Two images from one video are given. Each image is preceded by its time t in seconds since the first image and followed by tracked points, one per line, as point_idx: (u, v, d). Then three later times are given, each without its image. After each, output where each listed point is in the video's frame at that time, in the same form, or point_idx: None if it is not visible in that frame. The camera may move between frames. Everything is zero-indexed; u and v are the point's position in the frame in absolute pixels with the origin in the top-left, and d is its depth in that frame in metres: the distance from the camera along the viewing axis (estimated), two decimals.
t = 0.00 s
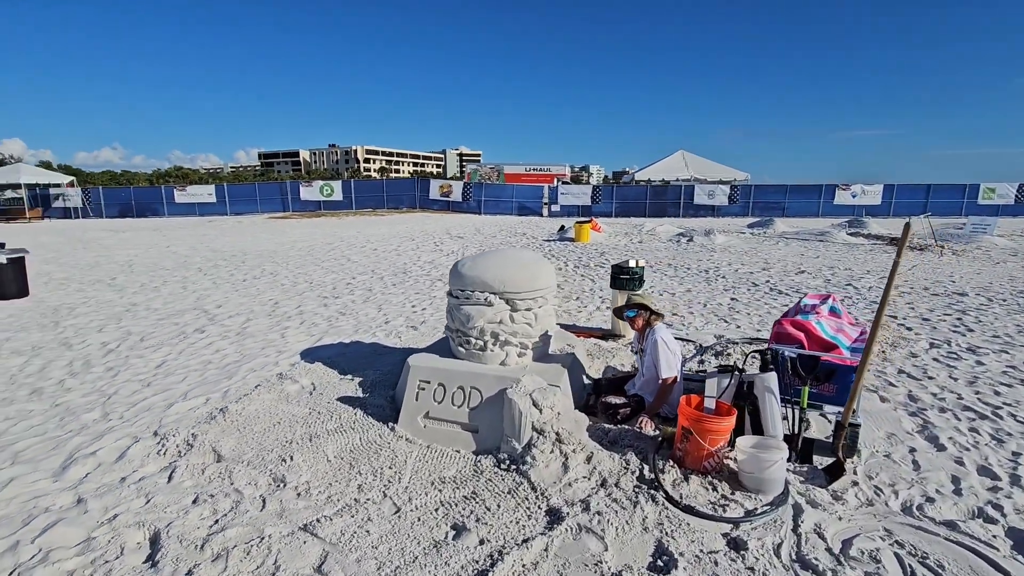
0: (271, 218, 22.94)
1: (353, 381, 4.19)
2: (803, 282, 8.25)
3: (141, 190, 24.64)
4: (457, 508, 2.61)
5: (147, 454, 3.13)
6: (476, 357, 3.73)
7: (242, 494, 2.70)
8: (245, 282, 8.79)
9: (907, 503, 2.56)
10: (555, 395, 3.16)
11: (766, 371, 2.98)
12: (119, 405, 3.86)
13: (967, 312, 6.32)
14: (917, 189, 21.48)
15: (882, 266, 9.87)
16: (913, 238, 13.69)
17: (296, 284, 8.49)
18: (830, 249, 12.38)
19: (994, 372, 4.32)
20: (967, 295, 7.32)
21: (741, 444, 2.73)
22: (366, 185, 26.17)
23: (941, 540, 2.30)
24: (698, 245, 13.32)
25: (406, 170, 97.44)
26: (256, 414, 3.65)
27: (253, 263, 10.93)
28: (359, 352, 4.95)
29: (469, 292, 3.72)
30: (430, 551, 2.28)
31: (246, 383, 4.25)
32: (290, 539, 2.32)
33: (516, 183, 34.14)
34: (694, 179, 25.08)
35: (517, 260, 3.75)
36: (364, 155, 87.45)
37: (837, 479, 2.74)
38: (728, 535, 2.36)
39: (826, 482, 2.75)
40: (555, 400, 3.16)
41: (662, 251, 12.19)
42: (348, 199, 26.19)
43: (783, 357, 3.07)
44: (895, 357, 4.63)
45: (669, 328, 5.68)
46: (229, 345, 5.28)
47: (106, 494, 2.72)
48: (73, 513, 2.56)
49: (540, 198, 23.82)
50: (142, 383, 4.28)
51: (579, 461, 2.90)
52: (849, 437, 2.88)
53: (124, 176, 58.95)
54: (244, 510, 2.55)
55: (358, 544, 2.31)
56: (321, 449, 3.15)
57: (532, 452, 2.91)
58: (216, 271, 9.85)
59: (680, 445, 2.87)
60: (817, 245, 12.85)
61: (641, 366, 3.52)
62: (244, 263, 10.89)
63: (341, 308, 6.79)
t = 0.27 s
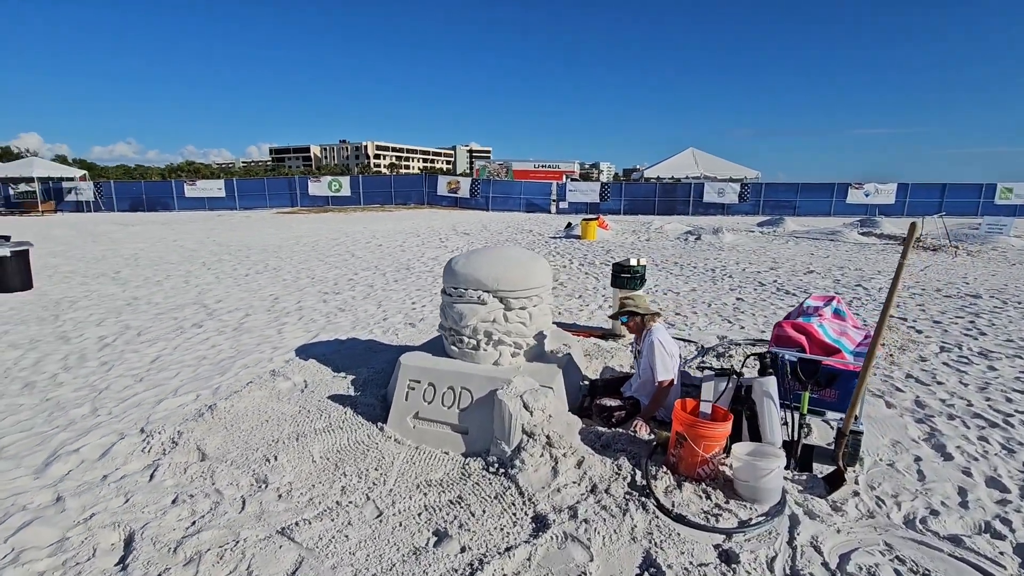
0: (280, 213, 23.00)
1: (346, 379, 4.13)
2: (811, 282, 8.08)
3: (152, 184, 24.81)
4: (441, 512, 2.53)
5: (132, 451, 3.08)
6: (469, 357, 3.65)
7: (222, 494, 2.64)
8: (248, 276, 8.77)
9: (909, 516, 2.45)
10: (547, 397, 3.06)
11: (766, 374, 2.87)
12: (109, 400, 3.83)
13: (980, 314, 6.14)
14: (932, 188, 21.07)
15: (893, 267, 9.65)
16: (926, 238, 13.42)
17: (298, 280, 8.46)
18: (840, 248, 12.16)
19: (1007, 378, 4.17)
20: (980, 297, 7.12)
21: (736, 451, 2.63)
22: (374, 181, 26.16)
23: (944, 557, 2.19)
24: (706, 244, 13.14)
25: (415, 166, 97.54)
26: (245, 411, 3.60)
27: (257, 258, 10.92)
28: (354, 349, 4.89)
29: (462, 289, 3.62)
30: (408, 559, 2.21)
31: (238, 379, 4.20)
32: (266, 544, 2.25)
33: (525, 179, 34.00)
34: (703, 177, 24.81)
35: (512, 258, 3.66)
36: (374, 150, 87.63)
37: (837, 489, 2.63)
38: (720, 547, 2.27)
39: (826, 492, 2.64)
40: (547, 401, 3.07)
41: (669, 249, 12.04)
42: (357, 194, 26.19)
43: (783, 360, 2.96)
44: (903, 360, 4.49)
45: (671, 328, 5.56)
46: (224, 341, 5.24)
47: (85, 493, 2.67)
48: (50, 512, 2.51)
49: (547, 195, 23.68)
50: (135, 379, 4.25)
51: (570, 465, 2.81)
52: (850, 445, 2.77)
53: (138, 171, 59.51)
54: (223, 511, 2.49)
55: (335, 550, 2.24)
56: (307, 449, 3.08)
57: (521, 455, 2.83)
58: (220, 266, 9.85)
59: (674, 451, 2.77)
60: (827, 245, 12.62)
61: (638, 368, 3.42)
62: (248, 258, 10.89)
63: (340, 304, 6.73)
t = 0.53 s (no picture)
0: (285, 208, 22.97)
1: (339, 379, 4.02)
2: (821, 282, 7.89)
3: (159, 178, 24.84)
4: (428, 522, 2.41)
5: (113, 453, 2.98)
6: (463, 358, 3.52)
7: (201, 500, 2.53)
8: (248, 271, 8.69)
9: (924, 534, 2.31)
10: (542, 401, 2.94)
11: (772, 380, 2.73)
12: (96, 398, 3.74)
13: (997, 317, 5.94)
14: (945, 187, 20.71)
15: (905, 267, 9.43)
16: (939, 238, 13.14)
17: (298, 275, 8.37)
18: (851, 247, 11.93)
19: None
20: (996, 299, 6.91)
21: (740, 461, 2.49)
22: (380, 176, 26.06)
23: None
24: (713, 242, 12.94)
25: (422, 162, 97.47)
26: (233, 411, 3.49)
27: (260, 252, 10.85)
28: (349, 347, 4.78)
29: (457, 287, 3.49)
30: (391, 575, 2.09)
31: (229, 377, 4.10)
32: (242, 555, 2.14)
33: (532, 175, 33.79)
34: (712, 174, 24.53)
35: (509, 255, 3.53)
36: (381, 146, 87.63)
37: (847, 503, 2.49)
38: (721, 566, 2.14)
39: (836, 506, 2.50)
40: (543, 405, 2.94)
41: (675, 247, 11.86)
42: (362, 189, 26.11)
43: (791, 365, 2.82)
44: (917, 365, 4.31)
45: (676, 329, 5.40)
46: (219, 337, 5.14)
47: (60, 496, 2.57)
48: (21, 517, 2.41)
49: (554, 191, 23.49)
50: (124, 375, 4.16)
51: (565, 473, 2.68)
52: (862, 456, 2.62)
53: (147, 165, 59.82)
54: (200, 519, 2.38)
55: (313, 564, 2.13)
56: (293, 452, 2.97)
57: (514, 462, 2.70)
58: (221, 261, 9.77)
59: (674, 460, 2.63)
60: (838, 244, 12.39)
61: (639, 370, 3.27)
62: (251, 253, 10.81)
63: (338, 300, 6.63)
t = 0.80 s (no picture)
0: (295, 202, 23.02)
1: (336, 380, 3.93)
2: (836, 281, 7.67)
3: (172, 172, 24.99)
4: (417, 536, 2.32)
5: (101, 456, 2.92)
6: (462, 361, 3.40)
7: (186, 508, 2.45)
8: (254, 267, 8.65)
9: (944, 557, 2.17)
10: (540, 409, 2.82)
11: (783, 389, 2.58)
12: (90, 398, 3.69)
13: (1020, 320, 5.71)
14: (965, 182, 20.20)
15: (924, 265, 9.17)
16: (959, 235, 12.80)
17: (303, 271, 8.31)
18: (867, 245, 11.64)
19: None
20: (1019, 300, 6.66)
21: (746, 476, 2.36)
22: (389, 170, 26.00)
23: None
24: (725, 238, 12.71)
25: (433, 156, 97.47)
26: (226, 413, 3.42)
27: (267, 248, 10.82)
28: (349, 347, 4.69)
29: (455, 288, 3.35)
30: None
31: (226, 377, 4.03)
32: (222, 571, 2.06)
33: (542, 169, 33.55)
34: (725, 169, 24.16)
35: (509, 255, 3.38)
36: (393, 140, 87.81)
37: (860, 522, 2.35)
38: None
39: (849, 525, 2.36)
40: (540, 412, 2.82)
41: (686, 244, 11.65)
42: (372, 184, 26.07)
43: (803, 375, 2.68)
44: (936, 371, 4.13)
45: (684, 329, 5.25)
46: (219, 335, 5.08)
47: (43, 502, 2.51)
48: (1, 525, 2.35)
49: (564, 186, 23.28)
50: (120, 374, 4.10)
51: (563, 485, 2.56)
52: (877, 471, 2.48)
53: (162, 159, 60.40)
54: (183, 529, 2.31)
55: None
56: (283, 458, 2.88)
57: (510, 472, 2.60)
58: (228, 256, 9.75)
59: (677, 472, 2.50)
60: (853, 241, 12.09)
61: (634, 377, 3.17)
62: (258, 248, 10.79)
63: (342, 298, 6.55)
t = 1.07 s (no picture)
0: (309, 196, 23.12)
1: (334, 376, 3.86)
2: (854, 275, 7.42)
3: (189, 166, 25.25)
4: (404, 542, 2.23)
5: (93, 453, 2.88)
6: (460, 357, 3.29)
7: (171, 509, 2.40)
8: (263, 261, 8.65)
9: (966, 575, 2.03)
10: (536, 408, 2.70)
11: (792, 390, 2.41)
12: (88, 393, 3.66)
13: None
14: (994, 172, 19.52)
15: (949, 258, 8.84)
16: (986, 227, 12.35)
17: (312, 265, 8.29)
18: (888, 237, 11.28)
19: None
20: None
21: (751, 483, 2.23)
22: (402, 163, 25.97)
23: None
24: (741, 231, 12.43)
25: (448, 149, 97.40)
26: (221, 409, 3.36)
27: (278, 241, 10.84)
28: (350, 342, 4.62)
29: (452, 283, 3.23)
30: None
31: (225, 373, 3.99)
32: None
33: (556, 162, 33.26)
34: (742, 160, 23.68)
35: (508, 248, 3.25)
36: (408, 133, 87.87)
37: (875, 534, 2.21)
38: None
39: (862, 537, 2.22)
40: (537, 412, 2.71)
41: (701, 237, 11.41)
42: (386, 177, 26.07)
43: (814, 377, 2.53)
44: (959, 370, 3.93)
45: (694, 325, 5.09)
46: (222, 329, 5.05)
47: (30, 500, 2.47)
48: None
49: (578, 178, 23.02)
50: (121, 369, 4.08)
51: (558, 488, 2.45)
52: (894, 479, 2.33)
53: (181, 153, 61.20)
54: (165, 531, 2.25)
55: None
56: (273, 457, 2.81)
57: (503, 475, 2.49)
58: (239, 250, 9.78)
59: (678, 477, 2.38)
60: (875, 233, 11.74)
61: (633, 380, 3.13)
62: (269, 241, 10.81)
63: (347, 292, 6.49)
